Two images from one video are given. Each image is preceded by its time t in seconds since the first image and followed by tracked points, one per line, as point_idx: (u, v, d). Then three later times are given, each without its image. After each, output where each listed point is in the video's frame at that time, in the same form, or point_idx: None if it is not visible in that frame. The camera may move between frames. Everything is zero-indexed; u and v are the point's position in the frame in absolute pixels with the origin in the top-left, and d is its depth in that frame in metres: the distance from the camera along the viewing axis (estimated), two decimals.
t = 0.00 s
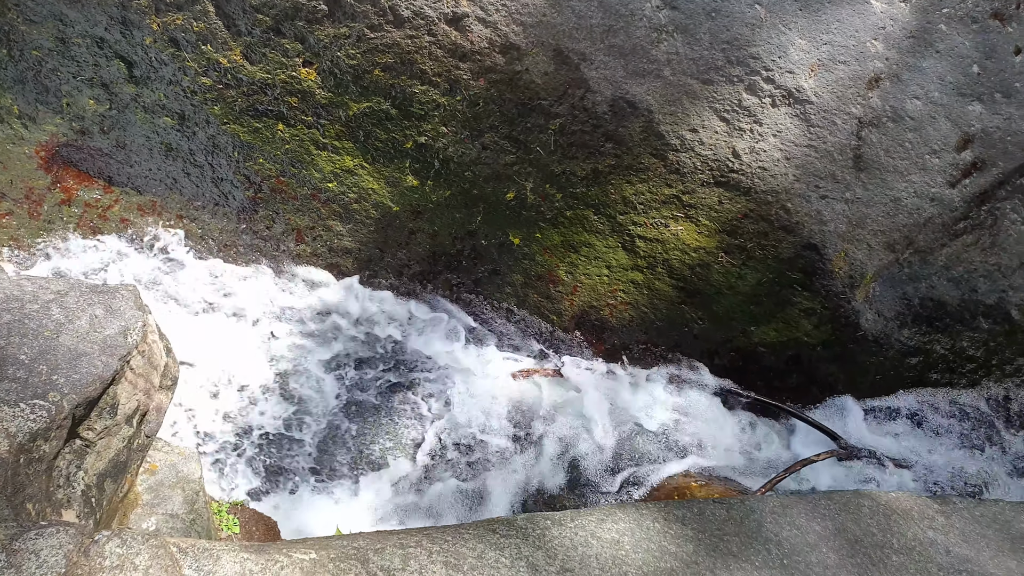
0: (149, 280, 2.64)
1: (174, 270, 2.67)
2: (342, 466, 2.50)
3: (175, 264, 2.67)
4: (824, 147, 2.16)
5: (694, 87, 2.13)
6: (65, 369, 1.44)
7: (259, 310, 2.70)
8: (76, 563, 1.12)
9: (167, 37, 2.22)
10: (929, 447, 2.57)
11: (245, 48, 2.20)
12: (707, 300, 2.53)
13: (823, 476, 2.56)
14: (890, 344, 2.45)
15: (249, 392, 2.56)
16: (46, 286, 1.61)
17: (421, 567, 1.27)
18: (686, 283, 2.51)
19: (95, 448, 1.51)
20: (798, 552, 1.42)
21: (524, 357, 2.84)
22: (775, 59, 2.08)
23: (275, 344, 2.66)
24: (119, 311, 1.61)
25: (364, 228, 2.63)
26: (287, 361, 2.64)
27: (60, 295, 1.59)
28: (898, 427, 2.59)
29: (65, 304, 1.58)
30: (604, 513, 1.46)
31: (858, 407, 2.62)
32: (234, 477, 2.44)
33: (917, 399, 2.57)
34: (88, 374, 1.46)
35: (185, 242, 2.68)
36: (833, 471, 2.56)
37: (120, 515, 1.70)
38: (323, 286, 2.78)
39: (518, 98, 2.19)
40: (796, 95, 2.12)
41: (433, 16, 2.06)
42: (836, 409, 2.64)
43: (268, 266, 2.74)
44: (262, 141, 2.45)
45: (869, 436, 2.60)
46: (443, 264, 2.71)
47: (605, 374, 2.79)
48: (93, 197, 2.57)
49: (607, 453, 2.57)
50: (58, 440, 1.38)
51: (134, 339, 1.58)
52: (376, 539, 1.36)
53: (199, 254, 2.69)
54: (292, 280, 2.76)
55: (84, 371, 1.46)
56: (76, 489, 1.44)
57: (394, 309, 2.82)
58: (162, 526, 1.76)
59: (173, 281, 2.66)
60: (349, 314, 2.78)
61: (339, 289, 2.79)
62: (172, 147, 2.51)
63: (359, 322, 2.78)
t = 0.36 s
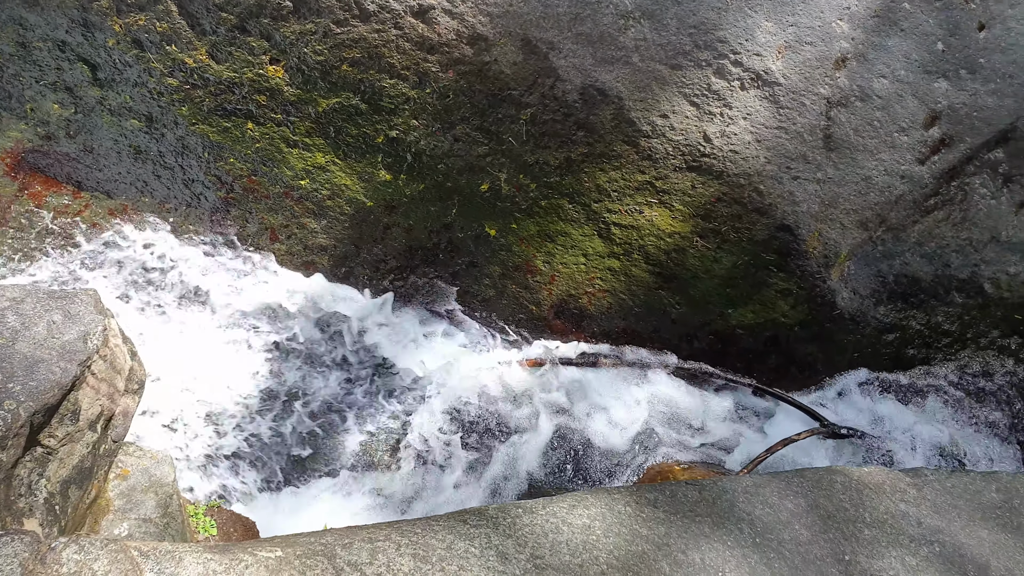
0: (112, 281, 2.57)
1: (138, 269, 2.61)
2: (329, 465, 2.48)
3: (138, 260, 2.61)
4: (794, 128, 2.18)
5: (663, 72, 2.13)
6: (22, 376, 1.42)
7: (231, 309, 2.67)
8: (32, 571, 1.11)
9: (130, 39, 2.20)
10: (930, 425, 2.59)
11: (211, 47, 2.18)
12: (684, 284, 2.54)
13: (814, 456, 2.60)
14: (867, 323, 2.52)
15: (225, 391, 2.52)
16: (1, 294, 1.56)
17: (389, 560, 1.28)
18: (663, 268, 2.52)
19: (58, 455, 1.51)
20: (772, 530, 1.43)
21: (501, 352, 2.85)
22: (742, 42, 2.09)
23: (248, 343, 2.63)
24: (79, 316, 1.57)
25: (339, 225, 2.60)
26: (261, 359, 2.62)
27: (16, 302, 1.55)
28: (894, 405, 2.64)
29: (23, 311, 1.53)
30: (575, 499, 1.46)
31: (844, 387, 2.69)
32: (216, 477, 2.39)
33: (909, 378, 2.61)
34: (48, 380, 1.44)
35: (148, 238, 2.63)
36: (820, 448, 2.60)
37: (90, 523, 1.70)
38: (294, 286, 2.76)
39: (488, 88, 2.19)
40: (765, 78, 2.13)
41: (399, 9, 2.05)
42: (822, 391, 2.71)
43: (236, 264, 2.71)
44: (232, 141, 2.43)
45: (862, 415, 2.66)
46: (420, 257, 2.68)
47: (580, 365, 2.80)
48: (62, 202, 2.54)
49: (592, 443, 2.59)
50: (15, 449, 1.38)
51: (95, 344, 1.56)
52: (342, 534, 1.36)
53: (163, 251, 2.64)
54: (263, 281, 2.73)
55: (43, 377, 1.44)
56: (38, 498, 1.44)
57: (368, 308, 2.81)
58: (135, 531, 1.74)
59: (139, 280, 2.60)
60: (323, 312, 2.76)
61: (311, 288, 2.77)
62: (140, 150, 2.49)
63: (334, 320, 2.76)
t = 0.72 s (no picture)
0: (75, 293, 2.50)
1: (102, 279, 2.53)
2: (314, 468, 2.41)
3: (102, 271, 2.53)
4: (759, 110, 2.20)
5: (627, 61, 2.14)
6: None
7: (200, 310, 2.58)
8: None
9: (88, 46, 2.17)
10: (924, 394, 2.65)
11: (171, 52, 2.16)
12: (659, 271, 2.56)
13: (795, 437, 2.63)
14: (840, 301, 2.55)
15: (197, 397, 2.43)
16: None
17: (354, 559, 1.28)
18: (636, 256, 2.53)
19: (16, 472, 1.49)
20: (742, 511, 1.45)
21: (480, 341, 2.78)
22: (704, 27, 2.10)
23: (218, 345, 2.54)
24: (31, 330, 1.56)
25: (310, 226, 2.59)
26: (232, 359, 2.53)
27: None
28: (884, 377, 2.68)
29: None
30: (544, 489, 1.47)
31: (832, 364, 2.71)
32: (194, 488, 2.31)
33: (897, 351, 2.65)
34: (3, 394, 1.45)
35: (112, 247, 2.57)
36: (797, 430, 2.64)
37: (55, 540, 1.65)
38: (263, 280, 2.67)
39: (453, 83, 2.19)
40: (728, 62, 2.14)
41: (360, 7, 2.05)
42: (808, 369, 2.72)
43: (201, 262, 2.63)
44: (198, 146, 2.41)
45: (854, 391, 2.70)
46: (394, 255, 2.67)
47: (557, 354, 2.78)
48: (26, 215, 2.49)
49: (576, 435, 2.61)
50: None
51: (49, 358, 1.55)
52: (308, 536, 1.36)
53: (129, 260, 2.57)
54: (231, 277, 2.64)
55: None
56: None
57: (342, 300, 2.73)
58: (104, 545, 1.68)
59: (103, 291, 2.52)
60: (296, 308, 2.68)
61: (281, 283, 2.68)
62: (105, 158, 2.47)
63: (307, 317, 2.68)
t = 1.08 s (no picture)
0: (41, 313, 2.46)
1: (68, 297, 2.51)
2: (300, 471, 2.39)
3: (67, 285, 2.52)
4: (721, 98, 2.21)
5: (589, 53, 2.15)
6: None
7: (171, 320, 2.56)
8: None
9: (41, 61, 2.12)
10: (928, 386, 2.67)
11: (127, 63, 2.13)
12: (631, 261, 2.58)
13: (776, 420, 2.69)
14: (812, 282, 2.58)
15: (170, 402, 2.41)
16: None
17: (318, 567, 1.29)
18: (608, 247, 2.55)
19: None
20: (710, 497, 1.46)
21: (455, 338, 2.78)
22: (662, 17, 2.11)
23: (191, 355, 2.52)
24: None
25: (279, 232, 2.58)
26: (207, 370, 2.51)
27: None
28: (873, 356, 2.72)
29: None
30: (510, 485, 1.47)
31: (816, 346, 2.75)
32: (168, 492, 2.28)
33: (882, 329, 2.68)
34: None
35: (79, 261, 2.56)
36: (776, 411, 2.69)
37: (21, 564, 1.60)
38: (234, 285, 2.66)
39: (416, 83, 2.18)
40: (688, 51, 2.15)
41: (318, 10, 2.03)
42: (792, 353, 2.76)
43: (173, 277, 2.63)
44: (161, 157, 2.39)
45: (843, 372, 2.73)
46: (365, 258, 2.66)
47: (531, 348, 2.79)
48: None
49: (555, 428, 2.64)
50: None
51: (3, 381, 1.53)
52: (271, 546, 1.36)
53: (96, 273, 2.57)
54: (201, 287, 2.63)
55: None
56: None
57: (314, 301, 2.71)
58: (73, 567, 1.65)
59: (69, 304, 2.50)
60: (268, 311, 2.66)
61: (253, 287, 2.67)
62: (66, 174, 2.43)
63: (280, 319, 2.66)
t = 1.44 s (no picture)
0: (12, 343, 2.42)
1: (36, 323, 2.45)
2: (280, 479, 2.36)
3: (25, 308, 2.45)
4: (684, 88, 2.24)
5: (550, 49, 2.15)
6: None
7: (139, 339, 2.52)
8: None
9: None
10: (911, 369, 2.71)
11: (83, 77, 2.10)
12: (603, 254, 2.59)
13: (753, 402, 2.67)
14: (782, 267, 2.62)
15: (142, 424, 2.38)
16: None
17: None
18: (579, 241, 2.55)
19: None
20: (679, 486, 1.47)
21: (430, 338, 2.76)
22: (621, 10, 2.11)
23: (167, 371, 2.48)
24: None
25: (248, 241, 2.54)
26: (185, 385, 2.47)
27: None
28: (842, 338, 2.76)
29: None
30: (479, 485, 1.48)
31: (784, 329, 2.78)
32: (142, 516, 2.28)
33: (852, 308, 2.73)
34: None
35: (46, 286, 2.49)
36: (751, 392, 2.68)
37: None
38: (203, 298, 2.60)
39: (378, 86, 2.18)
40: (649, 43, 2.16)
41: (275, 16, 2.02)
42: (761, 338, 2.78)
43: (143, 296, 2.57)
44: (123, 171, 2.34)
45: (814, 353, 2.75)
46: (336, 263, 2.63)
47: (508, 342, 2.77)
48: None
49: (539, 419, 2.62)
50: None
51: None
52: (237, 560, 1.37)
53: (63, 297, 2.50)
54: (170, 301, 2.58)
55: None
56: None
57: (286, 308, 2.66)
58: None
59: (33, 324, 2.45)
60: (240, 321, 2.61)
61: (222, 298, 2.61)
62: (25, 191, 2.35)
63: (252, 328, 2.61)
